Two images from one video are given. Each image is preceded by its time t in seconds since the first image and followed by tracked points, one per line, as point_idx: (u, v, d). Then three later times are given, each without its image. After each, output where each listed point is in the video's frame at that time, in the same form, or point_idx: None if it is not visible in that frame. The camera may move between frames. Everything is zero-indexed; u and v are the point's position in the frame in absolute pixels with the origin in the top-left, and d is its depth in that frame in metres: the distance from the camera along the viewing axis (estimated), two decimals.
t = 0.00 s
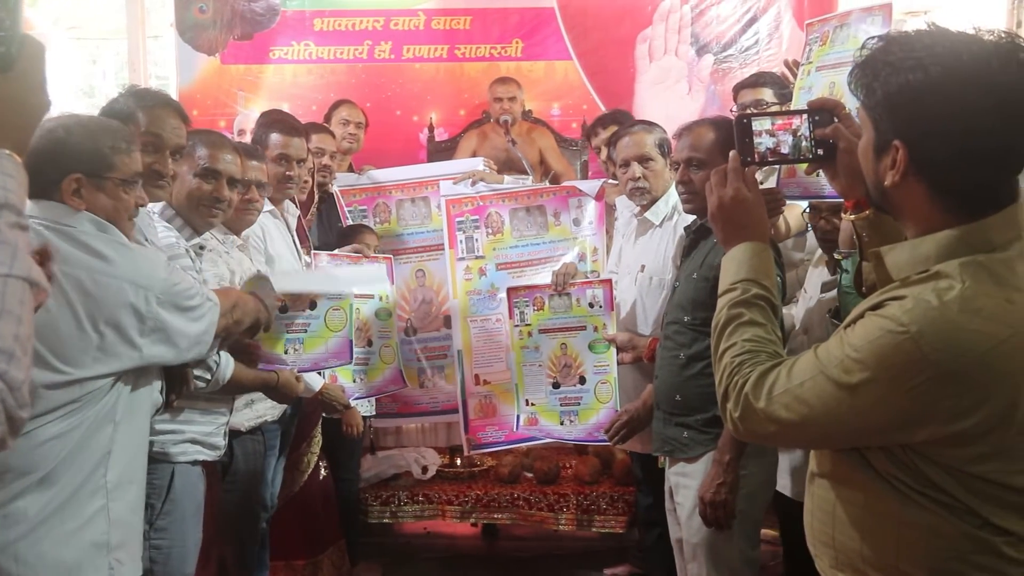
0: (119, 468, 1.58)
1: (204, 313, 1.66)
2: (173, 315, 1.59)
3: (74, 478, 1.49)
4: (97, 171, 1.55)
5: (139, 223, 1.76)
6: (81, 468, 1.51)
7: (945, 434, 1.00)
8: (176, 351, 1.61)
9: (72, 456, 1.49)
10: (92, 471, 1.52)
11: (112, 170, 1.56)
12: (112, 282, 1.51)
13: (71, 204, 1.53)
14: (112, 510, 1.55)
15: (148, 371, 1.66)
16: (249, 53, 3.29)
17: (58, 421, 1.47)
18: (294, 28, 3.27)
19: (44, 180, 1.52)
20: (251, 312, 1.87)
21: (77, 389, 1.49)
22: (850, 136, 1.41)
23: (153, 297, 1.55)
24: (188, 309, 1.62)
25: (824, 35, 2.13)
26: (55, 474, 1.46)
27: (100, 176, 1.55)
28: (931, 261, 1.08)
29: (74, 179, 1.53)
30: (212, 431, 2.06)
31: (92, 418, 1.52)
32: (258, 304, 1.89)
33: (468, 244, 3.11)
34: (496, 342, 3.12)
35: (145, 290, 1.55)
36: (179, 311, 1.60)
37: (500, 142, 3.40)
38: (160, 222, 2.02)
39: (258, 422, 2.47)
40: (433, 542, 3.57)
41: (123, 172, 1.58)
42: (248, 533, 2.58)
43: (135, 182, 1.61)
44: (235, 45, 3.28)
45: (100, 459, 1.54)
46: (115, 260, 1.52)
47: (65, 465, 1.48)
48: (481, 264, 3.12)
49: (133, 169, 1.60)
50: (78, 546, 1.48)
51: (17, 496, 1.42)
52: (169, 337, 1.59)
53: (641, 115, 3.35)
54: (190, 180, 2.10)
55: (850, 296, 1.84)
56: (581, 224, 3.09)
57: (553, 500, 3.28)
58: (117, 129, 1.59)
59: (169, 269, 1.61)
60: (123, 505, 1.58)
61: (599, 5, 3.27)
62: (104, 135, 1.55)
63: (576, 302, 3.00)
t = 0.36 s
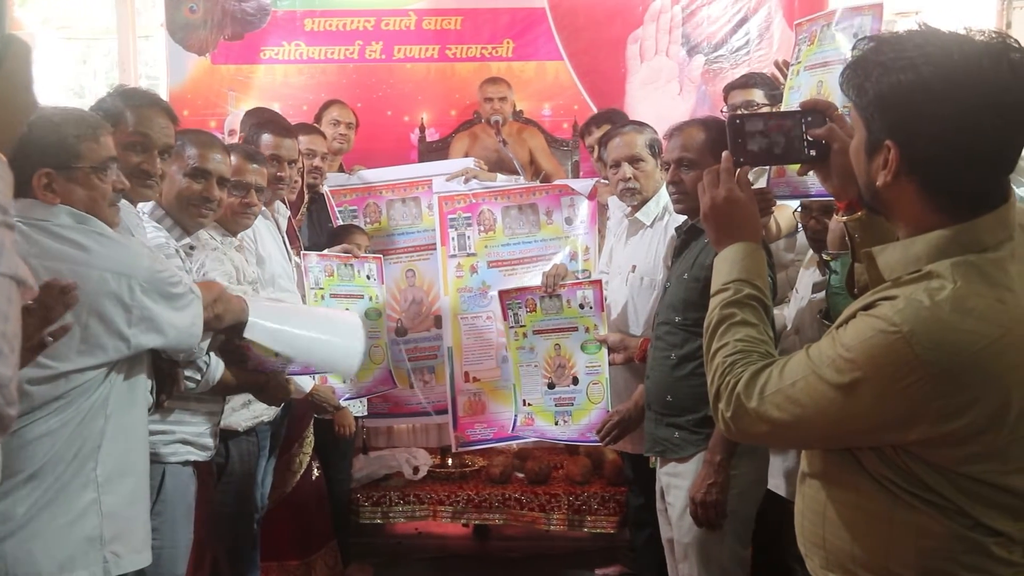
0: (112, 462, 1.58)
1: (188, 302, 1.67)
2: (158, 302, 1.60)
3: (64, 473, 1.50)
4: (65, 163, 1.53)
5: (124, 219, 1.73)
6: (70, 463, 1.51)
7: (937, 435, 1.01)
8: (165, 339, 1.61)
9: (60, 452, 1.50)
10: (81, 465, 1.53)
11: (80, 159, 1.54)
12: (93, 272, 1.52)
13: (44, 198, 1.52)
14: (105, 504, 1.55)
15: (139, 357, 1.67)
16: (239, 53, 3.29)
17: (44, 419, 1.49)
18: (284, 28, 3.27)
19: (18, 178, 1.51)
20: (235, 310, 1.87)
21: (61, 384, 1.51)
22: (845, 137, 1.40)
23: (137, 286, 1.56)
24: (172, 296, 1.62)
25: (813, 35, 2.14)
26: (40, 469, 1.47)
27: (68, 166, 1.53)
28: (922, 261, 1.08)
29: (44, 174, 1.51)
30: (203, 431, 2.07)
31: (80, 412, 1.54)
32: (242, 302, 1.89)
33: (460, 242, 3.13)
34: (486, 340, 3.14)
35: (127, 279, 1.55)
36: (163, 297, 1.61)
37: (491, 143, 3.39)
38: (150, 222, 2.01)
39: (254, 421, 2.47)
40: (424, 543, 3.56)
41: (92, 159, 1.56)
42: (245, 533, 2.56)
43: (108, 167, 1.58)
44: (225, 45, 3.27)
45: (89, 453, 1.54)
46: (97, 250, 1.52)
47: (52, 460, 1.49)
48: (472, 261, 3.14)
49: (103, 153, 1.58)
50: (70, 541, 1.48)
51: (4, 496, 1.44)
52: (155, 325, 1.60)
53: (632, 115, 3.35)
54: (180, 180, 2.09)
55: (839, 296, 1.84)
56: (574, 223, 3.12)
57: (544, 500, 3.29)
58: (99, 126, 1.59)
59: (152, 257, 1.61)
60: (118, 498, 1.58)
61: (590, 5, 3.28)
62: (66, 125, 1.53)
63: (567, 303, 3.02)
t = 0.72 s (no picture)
0: (102, 463, 1.59)
1: (174, 302, 1.67)
2: (142, 303, 1.61)
3: (51, 476, 1.50)
4: (60, 163, 1.51)
5: (112, 216, 1.72)
6: (62, 464, 1.52)
7: (927, 435, 1.01)
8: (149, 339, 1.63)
9: (47, 453, 1.50)
10: (72, 467, 1.53)
11: (73, 160, 1.53)
12: (77, 271, 1.53)
13: (35, 198, 1.51)
14: (95, 505, 1.56)
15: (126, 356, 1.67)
16: (230, 53, 3.28)
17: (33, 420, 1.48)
18: (275, 27, 3.26)
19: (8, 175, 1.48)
20: (217, 310, 1.87)
21: (56, 386, 1.50)
22: (836, 136, 1.40)
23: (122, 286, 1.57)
24: (158, 297, 1.63)
25: (804, 37, 2.14)
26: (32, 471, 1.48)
27: (63, 167, 1.52)
28: (913, 261, 1.08)
29: (39, 173, 1.50)
30: (193, 431, 2.06)
31: (68, 413, 1.53)
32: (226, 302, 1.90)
33: (450, 240, 3.15)
34: (476, 339, 3.13)
35: (111, 278, 1.56)
36: (148, 298, 1.62)
37: (483, 143, 3.39)
38: (139, 221, 2.00)
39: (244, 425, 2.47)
40: (416, 542, 3.56)
41: (83, 160, 1.54)
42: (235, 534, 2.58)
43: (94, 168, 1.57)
44: (217, 45, 3.26)
45: (80, 454, 1.55)
46: (81, 249, 1.53)
47: (45, 462, 1.49)
48: (463, 260, 3.15)
49: (91, 156, 1.56)
50: (58, 544, 1.49)
51: None
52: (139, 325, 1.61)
53: (623, 115, 3.35)
54: (170, 180, 2.08)
55: (829, 296, 1.85)
56: (565, 222, 3.13)
57: (536, 500, 3.30)
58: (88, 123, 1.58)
59: (137, 257, 1.62)
60: (108, 499, 1.58)
61: (582, 5, 3.28)
62: (63, 124, 1.50)
63: (559, 303, 3.05)
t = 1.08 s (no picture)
0: (95, 469, 1.60)
1: (160, 312, 1.66)
2: (126, 310, 1.60)
3: (43, 480, 1.50)
4: (64, 167, 1.54)
5: (100, 216, 1.73)
6: (54, 467, 1.52)
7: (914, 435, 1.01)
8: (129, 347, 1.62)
9: (40, 458, 1.50)
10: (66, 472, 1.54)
11: (79, 167, 1.56)
12: (61, 274, 1.51)
13: (34, 198, 1.52)
14: (87, 511, 1.57)
15: (111, 363, 1.67)
16: (220, 52, 3.27)
17: (27, 422, 1.49)
18: (264, 27, 3.25)
19: (7, 173, 1.50)
20: (206, 324, 1.85)
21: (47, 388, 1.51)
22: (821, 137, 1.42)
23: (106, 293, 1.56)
24: (143, 307, 1.62)
25: (799, 37, 2.16)
26: (28, 476, 1.49)
27: (67, 171, 1.54)
28: (900, 261, 1.09)
29: (43, 172, 1.51)
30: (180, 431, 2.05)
31: (61, 417, 1.54)
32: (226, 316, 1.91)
33: (439, 238, 3.15)
34: (465, 338, 3.15)
35: (95, 284, 1.55)
36: (133, 306, 1.61)
37: (473, 142, 3.39)
38: (124, 220, 1.97)
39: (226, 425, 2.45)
40: (406, 543, 3.55)
41: (88, 171, 1.58)
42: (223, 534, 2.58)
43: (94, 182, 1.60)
44: (206, 44, 3.26)
45: (74, 459, 1.56)
46: (66, 252, 1.52)
47: (39, 466, 1.50)
48: (452, 258, 3.16)
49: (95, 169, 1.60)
50: (46, 549, 1.50)
51: None
52: (121, 332, 1.60)
53: (613, 115, 3.35)
54: (160, 180, 2.07)
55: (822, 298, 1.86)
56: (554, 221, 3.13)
57: (526, 499, 3.29)
58: (80, 123, 1.58)
59: (122, 263, 1.61)
60: (99, 505, 1.60)
61: (572, 4, 3.28)
62: (76, 131, 1.55)
63: (551, 303, 3.02)
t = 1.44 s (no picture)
0: (86, 468, 1.60)
1: (152, 313, 1.65)
2: (117, 311, 1.59)
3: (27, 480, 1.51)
4: (59, 168, 1.53)
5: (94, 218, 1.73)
6: (38, 467, 1.52)
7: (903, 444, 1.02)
8: (121, 349, 1.61)
9: (24, 458, 1.51)
10: (53, 471, 1.54)
11: (74, 169, 1.55)
12: (50, 274, 1.51)
13: (29, 198, 1.51)
14: (75, 510, 1.57)
15: (103, 366, 1.66)
16: (212, 52, 3.27)
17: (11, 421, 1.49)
18: (256, 26, 3.25)
19: (4, 172, 1.50)
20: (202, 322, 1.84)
21: (31, 388, 1.50)
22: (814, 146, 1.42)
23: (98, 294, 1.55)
24: (135, 307, 1.62)
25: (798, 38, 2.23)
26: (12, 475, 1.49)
27: (62, 172, 1.54)
28: (888, 260, 1.09)
29: (38, 174, 1.51)
30: (171, 430, 2.05)
31: (48, 415, 1.54)
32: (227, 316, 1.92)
33: (429, 239, 3.15)
34: (456, 338, 3.15)
35: (85, 284, 1.54)
36: (124, 307, 1.60)
37: (465, 142, 3.39)
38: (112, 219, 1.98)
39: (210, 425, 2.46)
40: (398, 543, 3.55)
41: (82, 172, 1.57)
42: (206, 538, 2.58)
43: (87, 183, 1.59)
44: (198, 44, 3.25)
45: (62, 459, 1.56)
46: (56, 251, 1.52)
47: (25, 467, 1.51)
48: (442, 259, 3.16)
49: (88, 169, 1.59)
50: (28, 548, 1.50)
51: None
52: (112, 333, 1.59)
53: (605, 116, 3.35)
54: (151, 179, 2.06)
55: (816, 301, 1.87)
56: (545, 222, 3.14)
57: (518, 499, 3.29)
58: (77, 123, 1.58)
59: (113, 263, 1.60)
60: (87, 504, 1.59)
61: (564, 5, 3.28)
62: (71, 131, 1.54)
63: (545, 303, 3.02)
